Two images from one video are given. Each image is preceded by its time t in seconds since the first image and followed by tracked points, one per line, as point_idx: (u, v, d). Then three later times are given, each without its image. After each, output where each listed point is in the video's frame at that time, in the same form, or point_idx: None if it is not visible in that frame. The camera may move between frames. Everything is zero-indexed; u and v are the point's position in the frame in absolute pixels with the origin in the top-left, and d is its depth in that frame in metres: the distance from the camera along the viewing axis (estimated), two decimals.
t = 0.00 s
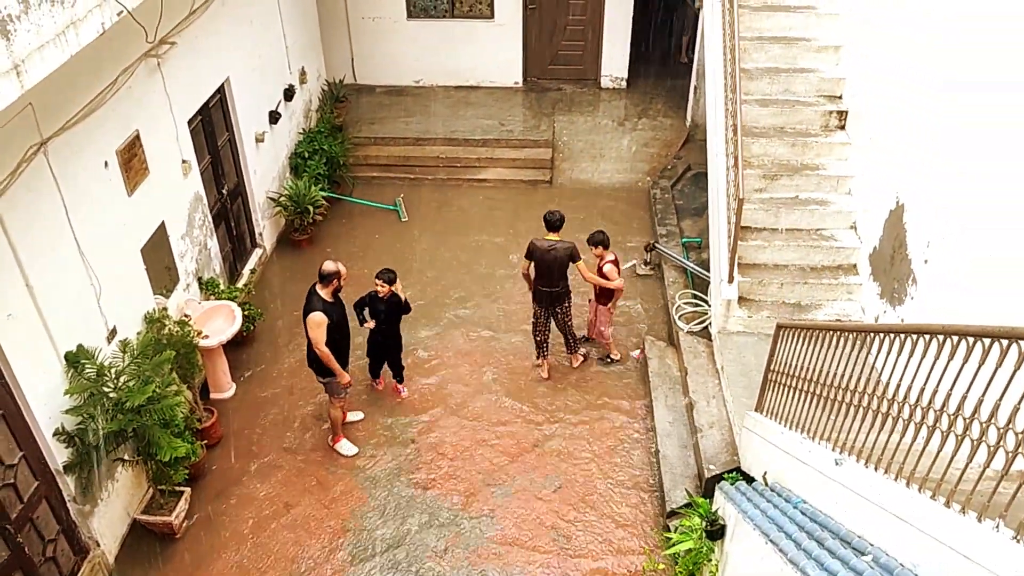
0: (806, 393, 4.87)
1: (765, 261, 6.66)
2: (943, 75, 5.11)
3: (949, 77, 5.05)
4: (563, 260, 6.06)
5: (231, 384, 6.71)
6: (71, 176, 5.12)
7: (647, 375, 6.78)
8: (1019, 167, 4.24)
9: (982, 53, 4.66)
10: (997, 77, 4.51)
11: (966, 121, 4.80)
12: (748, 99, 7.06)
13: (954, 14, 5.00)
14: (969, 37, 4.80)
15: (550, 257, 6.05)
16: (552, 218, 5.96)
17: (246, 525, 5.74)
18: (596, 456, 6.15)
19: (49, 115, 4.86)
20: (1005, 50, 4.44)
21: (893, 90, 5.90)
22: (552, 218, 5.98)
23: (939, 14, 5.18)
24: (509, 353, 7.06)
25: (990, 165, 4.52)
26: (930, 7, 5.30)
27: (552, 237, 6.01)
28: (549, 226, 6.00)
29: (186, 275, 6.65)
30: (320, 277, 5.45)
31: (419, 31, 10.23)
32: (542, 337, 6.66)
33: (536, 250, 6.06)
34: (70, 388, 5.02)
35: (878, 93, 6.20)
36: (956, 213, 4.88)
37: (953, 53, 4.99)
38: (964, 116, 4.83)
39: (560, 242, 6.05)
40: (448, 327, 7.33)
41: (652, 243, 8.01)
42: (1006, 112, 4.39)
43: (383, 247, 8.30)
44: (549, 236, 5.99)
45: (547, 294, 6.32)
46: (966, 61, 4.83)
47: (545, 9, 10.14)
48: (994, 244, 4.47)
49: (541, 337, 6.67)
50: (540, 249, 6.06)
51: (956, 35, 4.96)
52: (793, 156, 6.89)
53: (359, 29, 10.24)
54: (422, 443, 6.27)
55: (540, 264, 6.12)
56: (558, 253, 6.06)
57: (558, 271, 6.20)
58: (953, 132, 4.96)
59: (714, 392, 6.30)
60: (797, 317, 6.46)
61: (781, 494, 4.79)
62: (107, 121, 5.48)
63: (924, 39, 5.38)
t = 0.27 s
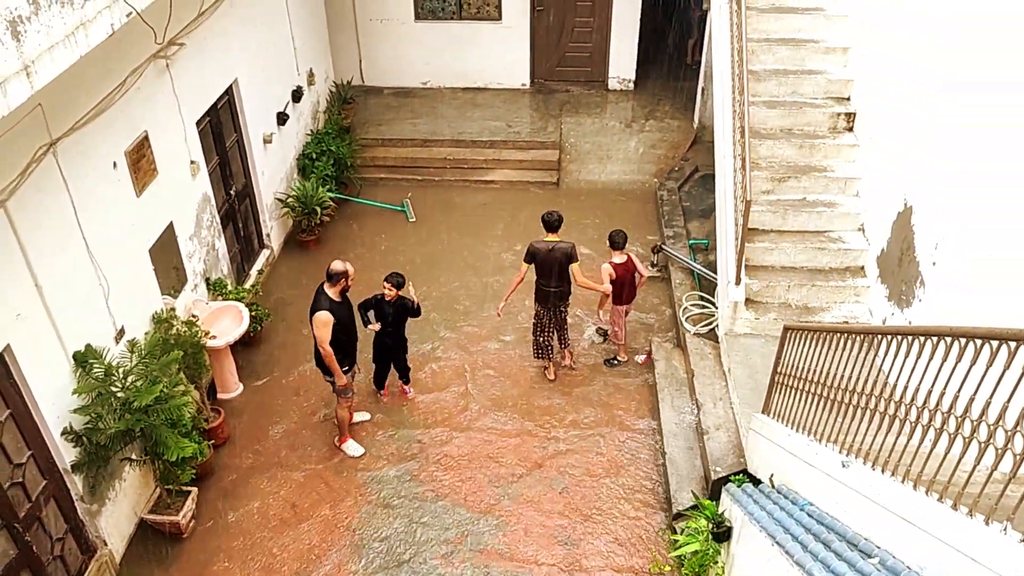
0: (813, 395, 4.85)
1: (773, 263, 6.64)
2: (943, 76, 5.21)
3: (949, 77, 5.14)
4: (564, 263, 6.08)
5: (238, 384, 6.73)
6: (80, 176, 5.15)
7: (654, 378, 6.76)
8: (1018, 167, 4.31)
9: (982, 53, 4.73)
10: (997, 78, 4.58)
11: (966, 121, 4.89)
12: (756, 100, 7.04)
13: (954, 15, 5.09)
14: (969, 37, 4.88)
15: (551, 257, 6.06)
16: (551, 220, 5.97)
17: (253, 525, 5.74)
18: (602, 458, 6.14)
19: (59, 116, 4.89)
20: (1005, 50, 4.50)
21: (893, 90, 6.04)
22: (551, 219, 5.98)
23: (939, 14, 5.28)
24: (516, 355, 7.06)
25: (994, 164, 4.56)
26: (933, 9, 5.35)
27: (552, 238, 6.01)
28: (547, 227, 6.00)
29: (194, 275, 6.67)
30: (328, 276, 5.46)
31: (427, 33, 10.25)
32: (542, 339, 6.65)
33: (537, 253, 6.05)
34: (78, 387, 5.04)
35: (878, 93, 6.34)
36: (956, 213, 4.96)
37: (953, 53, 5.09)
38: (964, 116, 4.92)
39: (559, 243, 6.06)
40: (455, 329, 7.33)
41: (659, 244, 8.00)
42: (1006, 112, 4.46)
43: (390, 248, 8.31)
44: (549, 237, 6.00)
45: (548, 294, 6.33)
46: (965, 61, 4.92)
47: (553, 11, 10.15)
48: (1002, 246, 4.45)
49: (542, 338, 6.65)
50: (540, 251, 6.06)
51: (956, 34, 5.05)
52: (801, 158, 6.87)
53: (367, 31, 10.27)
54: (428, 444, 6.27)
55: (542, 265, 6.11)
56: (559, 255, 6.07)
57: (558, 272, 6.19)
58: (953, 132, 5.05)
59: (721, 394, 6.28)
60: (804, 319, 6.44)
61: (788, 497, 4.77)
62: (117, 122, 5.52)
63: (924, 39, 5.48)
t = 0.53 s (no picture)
0: (816, 399, 4.83)
1: (777, 267, 6.62)
2: (943, 76, 5.25)
3: (949, 77, 5.18)
4: (565, 264, 6.11)
5: (242, 388, 6.75)
6: (84, 180, 5.17)
7: (658, 381, 6.75)
8: (1018, 168, 4.33)
9: (984, 52, 4.73)
10: (997, 77, 4.60)
11: (966, 121, 4.92)
12: (759, 104, 7.03)
13: (953, 14, 5.12)
14: (969, 36, 4.91)
15: (552, 258, 6.08)
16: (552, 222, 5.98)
17: (256, 529, 5.75)
18: (606, 462, 6.12)
19: (63, 120, 4.92)
20: (1004, 50, 4.53)
21: (893, 90, 6.10)
22: (551, 221, 5.99)
23: (939, 14, 5.31)
24: (519, 358, 7.05)
25: (990, 173, 4.61)
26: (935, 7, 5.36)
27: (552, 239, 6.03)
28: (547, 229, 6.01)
29: (198, 279, 6.68)
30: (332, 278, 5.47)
31: (431, 37, 10.28)
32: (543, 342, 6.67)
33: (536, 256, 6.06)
34: (82, 392, 5.05)
35: (878, 93, 6.40)
36: (956, 214, 5.00)
37: (953, 54, 5.12)
38: (964, 116, 4.95)
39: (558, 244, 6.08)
40: (459, 332, 7.32)
41: (663, 248, 7.99)
42: (1005, 112, 4.48)
43: (394, 252, 8.32)
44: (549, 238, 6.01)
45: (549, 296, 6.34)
46: (965, 61, 4.95)
47: (557, 15, 10.16)
48: (1006, 248, 4.43)
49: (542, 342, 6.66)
50: (539, 254, 6.07)
51: (955, 35, 5.09)
52: (805, 161, 6.85)
53: (372, 36, 10.30)
54: (431, 448, 6.26)
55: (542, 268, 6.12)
56: (558, 257, 6.09)
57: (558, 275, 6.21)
58: (953, 132, 5.08)
59: (725, 397, 6.26)
60: (809, 322, 6.42)
61: (792, 501, 4.74)
62: (121, 126, 5.55)
63: (924, 39, 5.52)
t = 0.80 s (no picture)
0: (817, 409, 4.81)
1: (778, 275, 6.60)
2: (943, 75, 5.24)
3: (949, 77, 5.17)
4: (563, 264, 6.23)
5: (243, 399, 6.75)
6: (85, 192, 5.19)
7: (659, 391, 6.73)
8: (1018, 168, 4.33)
9: (982, 53, 4.74)
10: (997, 77, 4.59)
11: (966, 122, 4.92)
12: (759, 113, 7.03)
13: (953, 14, 5.11)
14: (969, 36, 4.90)
15: (548, 258, 6.20)
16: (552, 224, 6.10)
17: (256, 540, 5.74)
18: (606, 472, 6.10)
19: (65, 133, 4.94)
20: (1005, 50, 4.52)
21: (893, 90, 6.08)
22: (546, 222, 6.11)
23: (939, 14, 5.30)
24: (520, 368, 7.05)
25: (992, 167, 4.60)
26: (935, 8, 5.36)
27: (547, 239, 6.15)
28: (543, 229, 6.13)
29: (200, 290, 6.70)
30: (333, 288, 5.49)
31: (432, 47, 10.31)
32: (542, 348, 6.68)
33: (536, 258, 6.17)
34: (83, 403, 5.06)
35: (878, 93, 6.39)
36: (956, 213, 4.99)
37: (953, 53, 5.11)
38: (964, 116, 4.94)
39: (554, 244, 6.22)
40: (459, 342, 7.33)
41: (664, 256, 7.99)
42: (1005, 112, 4.48)
43: (395, 261, 8.33)
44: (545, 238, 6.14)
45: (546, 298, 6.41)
46: (965, 60, 4.94)
47: (558, 25, 10.19)
48: (1008, 247, 4.42)
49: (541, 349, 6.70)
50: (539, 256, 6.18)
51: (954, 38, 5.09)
52: (806, 170, 6.85)
53: (373, 46, 10.34)
54: (432, 459, 6.25)
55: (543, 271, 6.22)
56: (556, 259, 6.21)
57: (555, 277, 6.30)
58: (953, 132, 5.08)
59: (726, 407, 6.25)
60: (810, 331, 6.41)
61: (793, 512, 4.72)
62: (122, 138, 5.57)
63: (924, 39, 5.51)
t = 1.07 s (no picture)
0: (820, 419, 4.80)
1: (780, 285, 6.60)
2: (943, 78, 5.27)
3: (949, 79, 5.19)
4: (560, 263, 6.33)
5: (246, 409, 6.75)
6: (88, 203, 5.20)
7: (661, 402, 6.71)
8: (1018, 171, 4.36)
9: (982, 54, 4.76)
10: (997, 80, 4.61)
11: (966, 124, 4.94)
12: (761, 123, 7.04)
13: (953, 17, 5.13)
14: (969, 38, 4.91)
15: (546, 257, 6.29)
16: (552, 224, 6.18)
17: (259, 551, 5.73)
18: (610, 482, 6.09)
19: (68, 145, 4.97)
20: (1004, 52, 4.55)
21: (893, 93, 6.11)
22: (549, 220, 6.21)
23: (939, 17, 5.33)
24: (522, 378, 7.04)
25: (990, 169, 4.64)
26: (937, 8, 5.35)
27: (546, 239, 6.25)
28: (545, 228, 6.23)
29: (202, 301, 6.71)
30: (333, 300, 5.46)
31: (434, 58, 10.35)
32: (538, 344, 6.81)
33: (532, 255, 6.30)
34: (86, 415, 5.06)
35: (878, 95, 6.42)
36: (956, 215, 5.02)
37: (953, 55, 5.12)
38: (963, 118, 4.96)
39: (554, 243, 6.31)
40: (462, 353, 7.32)
41: (666, 266, 7.99)
42: (1005, 115, 4.50)
43: (398, 271, 8.34)
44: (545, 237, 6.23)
45: (540, 295, 6.52)
46: (965, 62, 4.96)
47: (559, 35, 10.23)
48: (1009, 251, 4.42)
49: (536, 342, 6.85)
50: (536, 253, 6.30)
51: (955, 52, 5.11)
52: (808, 180, 6.85)
53: (376, 57, 10.38)
54: (434, 469, 6.24)
55: (539, 268, 6.33)
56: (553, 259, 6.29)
57: (550, 276, 6.40)
58: (953, 134, 5.10)
59: (729, 416, 6.23)
60: (812, 341, 6.40)
61: (797, 522, 4.70)
62: (126, 149, 5.60)
63: (924, 41, 5.53)
